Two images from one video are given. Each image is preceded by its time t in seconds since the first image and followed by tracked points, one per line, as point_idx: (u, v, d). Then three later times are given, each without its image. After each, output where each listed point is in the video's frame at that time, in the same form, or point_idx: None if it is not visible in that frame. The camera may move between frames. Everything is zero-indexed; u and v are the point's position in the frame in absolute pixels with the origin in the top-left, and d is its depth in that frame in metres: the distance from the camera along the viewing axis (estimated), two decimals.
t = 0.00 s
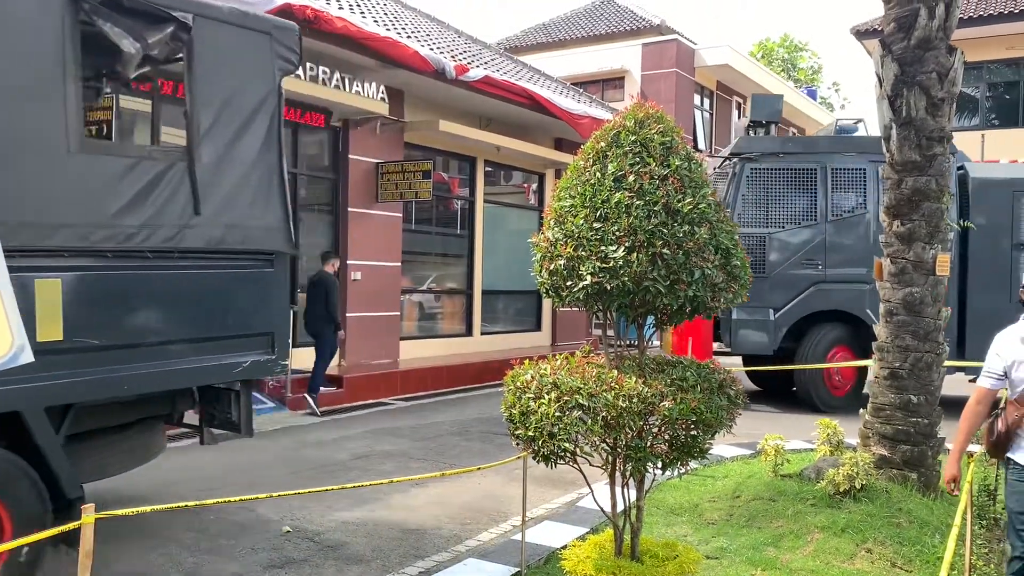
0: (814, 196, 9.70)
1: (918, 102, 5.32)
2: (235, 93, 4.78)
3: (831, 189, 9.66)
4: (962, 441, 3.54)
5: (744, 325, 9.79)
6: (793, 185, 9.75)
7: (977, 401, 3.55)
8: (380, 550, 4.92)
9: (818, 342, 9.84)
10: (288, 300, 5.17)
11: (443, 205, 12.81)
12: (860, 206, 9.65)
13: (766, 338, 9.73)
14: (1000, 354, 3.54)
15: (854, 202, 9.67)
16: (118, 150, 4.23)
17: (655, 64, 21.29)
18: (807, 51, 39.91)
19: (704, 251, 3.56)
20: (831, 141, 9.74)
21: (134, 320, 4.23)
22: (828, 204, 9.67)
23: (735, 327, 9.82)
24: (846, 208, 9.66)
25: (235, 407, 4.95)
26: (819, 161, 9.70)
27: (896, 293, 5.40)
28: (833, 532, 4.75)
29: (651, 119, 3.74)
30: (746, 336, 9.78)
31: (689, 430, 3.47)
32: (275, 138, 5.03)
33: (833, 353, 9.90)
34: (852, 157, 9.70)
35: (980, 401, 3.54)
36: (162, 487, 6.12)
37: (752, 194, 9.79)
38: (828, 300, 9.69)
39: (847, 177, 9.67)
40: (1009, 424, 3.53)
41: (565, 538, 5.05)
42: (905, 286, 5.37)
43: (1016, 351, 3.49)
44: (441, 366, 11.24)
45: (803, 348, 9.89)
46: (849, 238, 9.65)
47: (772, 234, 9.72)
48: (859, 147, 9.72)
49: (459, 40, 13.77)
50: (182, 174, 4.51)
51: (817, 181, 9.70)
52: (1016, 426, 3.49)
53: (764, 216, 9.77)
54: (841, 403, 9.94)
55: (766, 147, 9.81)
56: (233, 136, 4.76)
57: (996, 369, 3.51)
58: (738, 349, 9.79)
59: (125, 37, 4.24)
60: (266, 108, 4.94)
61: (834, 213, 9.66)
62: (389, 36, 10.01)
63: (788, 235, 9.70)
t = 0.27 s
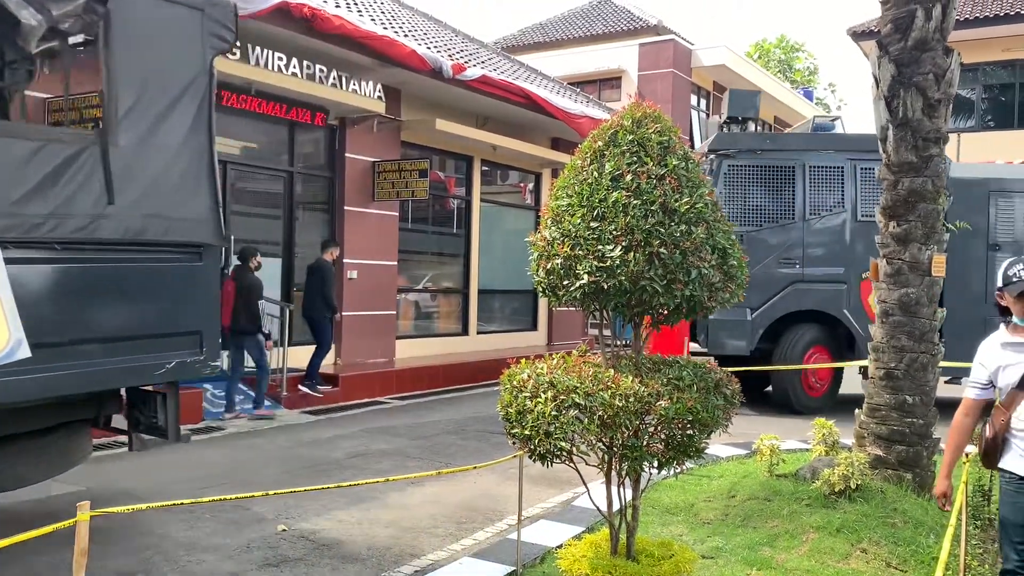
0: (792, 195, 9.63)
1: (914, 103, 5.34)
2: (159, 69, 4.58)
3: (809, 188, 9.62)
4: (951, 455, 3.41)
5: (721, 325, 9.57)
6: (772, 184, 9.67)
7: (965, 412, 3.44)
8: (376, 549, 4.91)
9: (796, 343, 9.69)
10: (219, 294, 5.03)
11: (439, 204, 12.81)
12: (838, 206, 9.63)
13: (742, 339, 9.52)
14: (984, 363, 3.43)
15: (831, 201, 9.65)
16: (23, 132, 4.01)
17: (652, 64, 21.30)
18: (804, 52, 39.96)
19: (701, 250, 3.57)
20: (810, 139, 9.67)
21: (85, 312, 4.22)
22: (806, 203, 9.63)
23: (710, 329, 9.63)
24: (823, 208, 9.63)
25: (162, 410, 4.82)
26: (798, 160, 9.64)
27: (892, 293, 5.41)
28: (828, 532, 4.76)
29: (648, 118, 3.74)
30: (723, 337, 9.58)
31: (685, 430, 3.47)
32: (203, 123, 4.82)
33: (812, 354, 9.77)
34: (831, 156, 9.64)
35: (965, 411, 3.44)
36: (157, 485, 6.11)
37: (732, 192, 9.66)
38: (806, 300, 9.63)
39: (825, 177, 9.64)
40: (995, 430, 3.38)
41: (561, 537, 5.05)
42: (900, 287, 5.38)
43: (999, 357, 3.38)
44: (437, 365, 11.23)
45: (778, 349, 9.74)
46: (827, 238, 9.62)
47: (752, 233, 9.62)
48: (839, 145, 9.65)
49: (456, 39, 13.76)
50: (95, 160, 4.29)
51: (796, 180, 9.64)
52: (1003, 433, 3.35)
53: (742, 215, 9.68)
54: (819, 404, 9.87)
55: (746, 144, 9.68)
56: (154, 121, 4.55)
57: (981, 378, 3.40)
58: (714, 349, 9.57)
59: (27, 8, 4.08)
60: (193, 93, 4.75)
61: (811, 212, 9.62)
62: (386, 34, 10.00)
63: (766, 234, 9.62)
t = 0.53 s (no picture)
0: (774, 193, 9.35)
1: (912, 104, 5.34)
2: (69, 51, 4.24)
3: (791, 186, 9.35)
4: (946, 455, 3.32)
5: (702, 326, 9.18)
6: (755, 181, 9.36)
7: (960, 412, 3.36)
8: (373, 548, 4.90)
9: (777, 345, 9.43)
10: (140, 290, 4.72)
11: (437, 204, 12.80)
12: (819, 204, 9.40)
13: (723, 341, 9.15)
14: (980, 362, 3.38)
15: (812, 200, 9.42)
16: None
17: (650, 64, 21.32)
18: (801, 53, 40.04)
19: (700, 250, 3.57)
20: (794, 135, 9.34)
21: None
22: (788, 201, 9.37)
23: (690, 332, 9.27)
24: (805, 206, 9.38)
25: (80, 417, 4.50)
26: (781, 156, 9.33)
27: (890, 294, 5.42)
28: (825, 532, 4.76)
29: (647, 118, 3.73)
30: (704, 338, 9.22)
31: (683, 430, 3.47)
32: (122, 108, 4.52)
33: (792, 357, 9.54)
34: (813, 152, 9.37)
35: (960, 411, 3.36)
36: (154, 483, 6.10)
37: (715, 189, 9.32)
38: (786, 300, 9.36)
39: (807, 174, 9.38)
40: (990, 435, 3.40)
41: (558, 537, 5.04)
42: (898, 288, 5.39)
43: (998, 357, 3.32)
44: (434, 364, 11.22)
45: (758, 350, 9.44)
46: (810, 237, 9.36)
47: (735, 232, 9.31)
48: (822, 142, 9.35)
49: (454, 38, 13.76)
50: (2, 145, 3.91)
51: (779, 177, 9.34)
52: (998, 437, 3.36)
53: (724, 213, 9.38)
54: (798, 407, 9.72)
55: (729, 139, 9.33)
56: (68, 103, 4.22)
57: (978, 378, 3.34)
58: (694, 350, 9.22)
59: None
60: (111, 76, 4.45)
61: (793, 210, 9.35)
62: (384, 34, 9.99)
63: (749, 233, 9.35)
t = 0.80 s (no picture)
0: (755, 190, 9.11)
1: (909, 104, 5.34)
2: None
3: (772, 183, 9.12)
4: (950, 456, 3.16)
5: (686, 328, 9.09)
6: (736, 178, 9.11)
7: (967, 413, 3.21)
8: (370, 548, 4.89)
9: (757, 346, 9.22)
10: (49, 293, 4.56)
11: (433, 203, 12.79)
12: (800, 201, 9.16)
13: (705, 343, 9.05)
14: (988, 363, 3.29)
15: (792, 197, 9.19)
16: None
17: (646, 64, 21.34)
18: (797, 53, 40.13)
19: (697, 249, 3.56)
20: (775, 131, 9.10)
21: None
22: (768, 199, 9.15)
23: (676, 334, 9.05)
24: (785, 204, 9.15)
25: None
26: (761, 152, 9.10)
27: (886, 294, 5.42)
28: (822, 532, 4.76)
29: (644, 117, 3.73)
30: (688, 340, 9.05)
31: (680, 429, 3.47)
32: (25, 92, 5.73)
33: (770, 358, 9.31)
34: (792, 149, 9.15)
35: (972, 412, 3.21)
36: (151, 483, 6.08)
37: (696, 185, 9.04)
38: (766, 299, 9.12)
39: (788, 171, 9.14)
40: (1000, 443, 3.29)
41: (555, 537, 5.04)
42: (895, 288, 5.39)
43: (1013, 361, 3.23)
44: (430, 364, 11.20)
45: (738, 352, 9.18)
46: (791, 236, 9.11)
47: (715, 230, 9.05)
48: (803, 137, 9.12)
49: (450, 38, 13.75)
50: None
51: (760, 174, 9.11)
52: (1004, 445, 3.28)
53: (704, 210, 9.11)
54: (776, 409, 9.53)
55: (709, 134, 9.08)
56: None
57: (990, 380, 3.24)
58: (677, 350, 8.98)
59: None
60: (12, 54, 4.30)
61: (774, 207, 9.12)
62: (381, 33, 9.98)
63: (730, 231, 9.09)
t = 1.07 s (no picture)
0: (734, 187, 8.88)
1: (904, 103, 5.35)
2: None
3: (750, 180, 8.91)
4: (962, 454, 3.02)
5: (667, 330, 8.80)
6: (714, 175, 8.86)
7: (983, 406, 3.01)
8: (365, 548, 4.88)
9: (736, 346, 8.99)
10: None
11: (429, 202, 12.78)
12: (778, 199, 8.96)
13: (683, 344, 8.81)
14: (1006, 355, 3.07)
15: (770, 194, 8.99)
16: None
17: (642, 63, 21.35)
18: (793, 53, 40.18)
19: (694, 248, 3.56)
20: (751, 126, 8.92)
21: None
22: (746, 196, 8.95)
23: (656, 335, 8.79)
24: (764, 202, 8.94)
25: None
26: (739, 148, 8.90)
27: (882, 293, 5.43)
28: (818, 531, 4.77)
29: (641, 116, 3.72)
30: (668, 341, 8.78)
31: (676, 428, 3.47)
32: None
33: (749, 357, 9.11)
34: (770, 145, 8.95)
35: (988, 408, 3.00)
36: (146, 482, 6.07)
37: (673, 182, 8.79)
38: (744, 298, 8.92)
39: (766, 168, 8.94)
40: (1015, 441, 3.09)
41: (551, 536, 5.03)
42: (890, 287, 5.40)
43: None
44: (426, 363, 11.18)
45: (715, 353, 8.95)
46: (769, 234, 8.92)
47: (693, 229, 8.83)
48: (780, 134, 8.95)
49: (446, 37, 13.74)
50: None
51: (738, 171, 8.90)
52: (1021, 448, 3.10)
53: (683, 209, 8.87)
54: (753, 410, 9.36)
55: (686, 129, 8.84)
56: None
57: (1009, 374, 3.01)
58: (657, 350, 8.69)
59: None
60: None
61: (752, 205, 8.90)
62: (377, 32, 9.96)
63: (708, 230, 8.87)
